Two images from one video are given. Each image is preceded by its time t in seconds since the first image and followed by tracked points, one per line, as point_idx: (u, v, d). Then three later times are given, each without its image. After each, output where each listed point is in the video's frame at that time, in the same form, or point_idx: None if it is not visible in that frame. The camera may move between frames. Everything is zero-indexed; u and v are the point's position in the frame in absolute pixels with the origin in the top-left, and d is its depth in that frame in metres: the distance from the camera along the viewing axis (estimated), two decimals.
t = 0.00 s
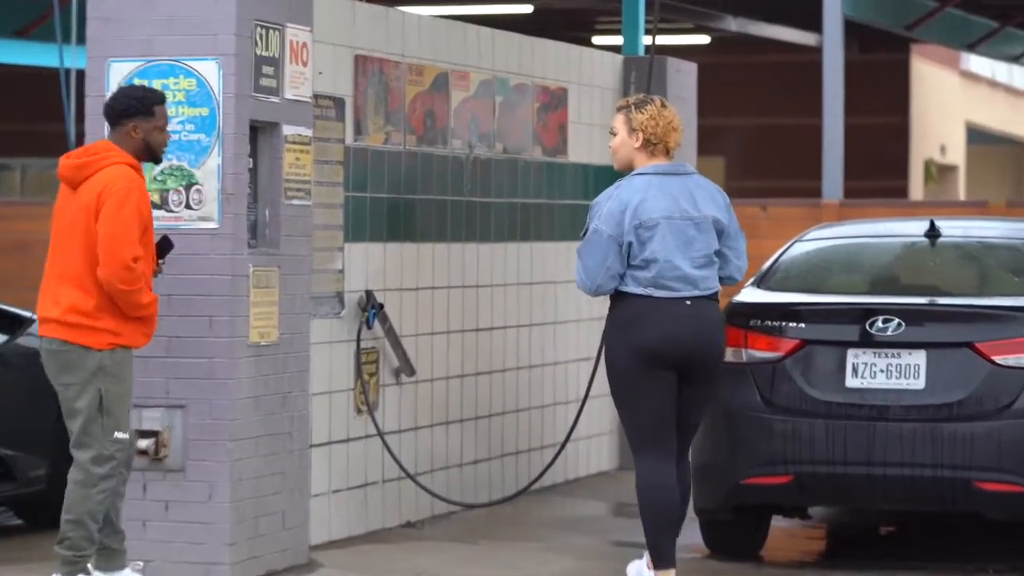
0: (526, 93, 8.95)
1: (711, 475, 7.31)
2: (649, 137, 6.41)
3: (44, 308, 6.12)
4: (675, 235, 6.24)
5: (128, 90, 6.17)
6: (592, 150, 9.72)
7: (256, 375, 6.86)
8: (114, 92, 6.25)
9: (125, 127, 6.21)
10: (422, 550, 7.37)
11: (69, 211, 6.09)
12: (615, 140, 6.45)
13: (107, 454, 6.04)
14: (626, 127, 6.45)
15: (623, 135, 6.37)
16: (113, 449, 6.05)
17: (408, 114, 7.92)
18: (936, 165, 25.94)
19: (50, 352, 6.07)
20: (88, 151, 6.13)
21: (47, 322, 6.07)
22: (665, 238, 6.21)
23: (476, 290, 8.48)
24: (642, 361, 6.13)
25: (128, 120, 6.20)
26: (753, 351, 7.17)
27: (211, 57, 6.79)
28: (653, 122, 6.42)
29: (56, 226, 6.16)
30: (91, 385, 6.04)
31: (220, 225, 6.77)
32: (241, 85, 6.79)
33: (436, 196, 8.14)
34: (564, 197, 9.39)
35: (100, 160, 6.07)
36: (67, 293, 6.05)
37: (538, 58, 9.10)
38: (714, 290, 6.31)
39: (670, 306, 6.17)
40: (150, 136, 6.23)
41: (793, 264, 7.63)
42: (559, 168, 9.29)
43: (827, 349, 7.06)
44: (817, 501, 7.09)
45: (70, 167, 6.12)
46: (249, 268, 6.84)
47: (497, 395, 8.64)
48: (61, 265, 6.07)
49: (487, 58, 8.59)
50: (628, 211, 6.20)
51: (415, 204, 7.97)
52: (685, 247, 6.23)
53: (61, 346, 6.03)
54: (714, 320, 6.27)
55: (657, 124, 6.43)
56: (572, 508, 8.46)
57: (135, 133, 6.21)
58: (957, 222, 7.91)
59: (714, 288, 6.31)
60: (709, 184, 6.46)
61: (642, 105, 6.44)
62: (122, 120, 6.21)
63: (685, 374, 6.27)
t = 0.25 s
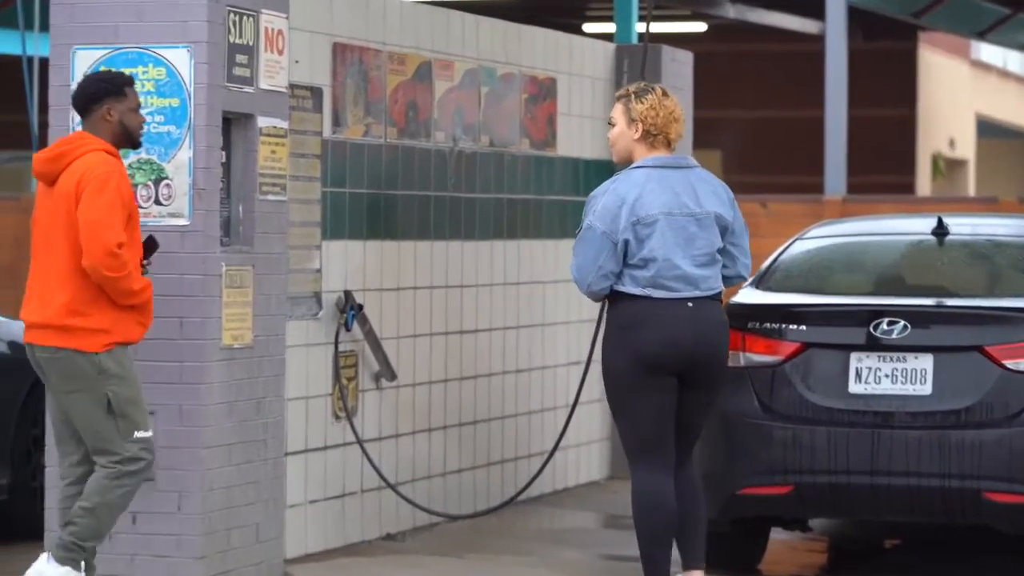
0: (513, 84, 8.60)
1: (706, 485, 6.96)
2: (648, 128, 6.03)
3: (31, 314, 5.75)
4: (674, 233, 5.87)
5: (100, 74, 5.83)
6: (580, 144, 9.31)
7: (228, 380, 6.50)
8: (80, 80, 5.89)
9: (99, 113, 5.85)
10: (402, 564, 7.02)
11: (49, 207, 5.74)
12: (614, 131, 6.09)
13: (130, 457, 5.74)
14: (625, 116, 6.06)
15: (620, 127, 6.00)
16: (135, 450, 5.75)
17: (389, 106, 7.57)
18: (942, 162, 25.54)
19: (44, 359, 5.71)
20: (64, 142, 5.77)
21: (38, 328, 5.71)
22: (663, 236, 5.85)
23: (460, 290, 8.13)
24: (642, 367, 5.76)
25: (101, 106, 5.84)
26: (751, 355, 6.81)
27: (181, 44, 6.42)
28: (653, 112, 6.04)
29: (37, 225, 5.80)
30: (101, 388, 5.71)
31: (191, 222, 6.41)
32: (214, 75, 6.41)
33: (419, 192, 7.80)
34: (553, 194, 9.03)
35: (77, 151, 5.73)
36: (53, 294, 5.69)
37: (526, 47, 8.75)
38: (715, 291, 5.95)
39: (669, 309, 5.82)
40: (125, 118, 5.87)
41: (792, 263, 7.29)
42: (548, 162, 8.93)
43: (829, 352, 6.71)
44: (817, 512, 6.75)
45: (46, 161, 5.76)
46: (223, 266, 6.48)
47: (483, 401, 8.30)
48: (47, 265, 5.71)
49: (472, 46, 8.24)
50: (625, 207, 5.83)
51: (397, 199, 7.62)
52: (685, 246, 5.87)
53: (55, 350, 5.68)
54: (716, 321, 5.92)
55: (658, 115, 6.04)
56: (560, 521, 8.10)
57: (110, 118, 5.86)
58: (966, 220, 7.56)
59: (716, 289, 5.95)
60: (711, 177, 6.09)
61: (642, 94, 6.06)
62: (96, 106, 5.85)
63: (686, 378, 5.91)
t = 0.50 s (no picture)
0: (496, 82, 8.57)
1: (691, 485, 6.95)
2: (645, 127, 6.02)
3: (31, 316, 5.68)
4: (673, 234, 5.88)
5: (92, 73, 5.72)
6: (563, 142, 9.28)
7: (211, 381, 6.45)
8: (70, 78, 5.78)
9: (91, 111, 5.75)
10: (385, 565, 6.99)
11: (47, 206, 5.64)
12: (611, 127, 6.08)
13: (150, 450, 5.68)
14: (621, 115, 6.06)
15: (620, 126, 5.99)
16: (155, 443, 5.69)
17: (371, 105, 7.54)
18: (929, 160, 25.49)
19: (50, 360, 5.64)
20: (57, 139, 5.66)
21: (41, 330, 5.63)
22: (663, 237, 5.85)
23: (443, 289, 8.10)
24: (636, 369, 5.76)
25: (93, 104, 5.75)
26: (735, 355, 6.79)
27: (162, 43, 6.38)
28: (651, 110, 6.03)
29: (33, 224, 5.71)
30: (115, 383, 5.65)
31: (173, 221, 6.37)
32: (195, 74, 6.37)
33: (402, 191, 7.77)
34: (535, 192, 8.99)
35: (71, 148, 5.62)
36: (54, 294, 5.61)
37: (509, 44, 8.72)
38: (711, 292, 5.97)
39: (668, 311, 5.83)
40: (117, 118, 5.79)
41: (776, 262, 7.27)
42: (531, 161, 8.89)
43: (813, 352, 6.68)
44: (801, 512, 6.74)
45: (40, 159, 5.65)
46: (204, 267, 6.42)
47: (466, 400, 8.28)
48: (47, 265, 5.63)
49: (454, 45, 8.20)
50: (626, 207, 5.83)
51: (379, 199, 7.59)
52: (684, 247, 5.88)
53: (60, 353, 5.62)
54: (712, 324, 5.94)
55: (656, 114, 6.03)
56: (544, 522, 8.07)
57: (102, 117, 5.76)
58: (951, 220, 7.54)
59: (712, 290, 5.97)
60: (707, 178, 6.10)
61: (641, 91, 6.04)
62: (87, 105, 5.75)
63: (682, 378, 5.92)
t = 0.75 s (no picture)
0: (488, 82, 8.56)
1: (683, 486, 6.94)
2: (661, 127, 6.02)
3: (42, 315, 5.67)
4: (689, 234, 5.90)
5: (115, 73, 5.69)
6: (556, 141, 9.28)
7: (202, 381, 6.44)
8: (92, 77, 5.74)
9: (114, 113, 5.72)
10: (376, 565, 6.99)
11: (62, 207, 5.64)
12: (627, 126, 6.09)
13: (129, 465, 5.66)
14: (638, 115, 6.07)
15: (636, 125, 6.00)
16: (137, 457, 5.68)
17: (363, 104, 7.53)
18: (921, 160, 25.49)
19: (55, 359, 5.62)
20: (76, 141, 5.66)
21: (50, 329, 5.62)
22: (680, 237, 5.88)
23: (435, 289, 8.09)
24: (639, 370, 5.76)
25: (117, 106, 5.72)
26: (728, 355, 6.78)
27: (154, 43, 6.37)
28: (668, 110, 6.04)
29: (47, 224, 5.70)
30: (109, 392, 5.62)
31: (165, 222, 6.36)
32: (187, 73, 6.36)
33: (394, 190, 7.76)
34: (528, 192, 8.99)
35: (90, 151, 5.61)
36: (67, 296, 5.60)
37: (501, 44, 8.71)
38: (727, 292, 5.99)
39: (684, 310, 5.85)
40: (139, 121, 5.77)
41: (769, 262, 7.27)
42: (523, 161, 8.90)
43: (806, 352, 6.68)
44: (794, 512, 6.73)
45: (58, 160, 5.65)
46: (196, 267, 6.40)
47: (458, 400, 8.28)
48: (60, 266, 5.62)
49: (446, 45, 8.19)
50: (643, 207, 5.85)
51: (371, 198, 7.59)
52: (700, 248, 5.90)
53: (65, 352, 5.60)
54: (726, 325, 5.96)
55: (672, 114, 6.04)
56: (535, 522, 8.07)
57: (124, 119, 5.74)
58: (944, 220, 7.53)
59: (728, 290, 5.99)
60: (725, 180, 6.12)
61: (658, 91, 6.05)
62: (111, 106, 5.71)
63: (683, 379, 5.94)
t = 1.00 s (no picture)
0: (462, 82, 8.56)
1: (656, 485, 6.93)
2: (663, 126, 5.93)
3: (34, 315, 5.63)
4: (693, 233, 5.83)
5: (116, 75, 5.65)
6: (530, 140, 9.28)
7: (175, 382, 6.44)
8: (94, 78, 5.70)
9: (115, 114, 5.68)
10: (348, 567, 7.00)
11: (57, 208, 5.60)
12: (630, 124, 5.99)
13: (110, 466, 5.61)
14: (641, 113, 5.98)
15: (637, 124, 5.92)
16: (117, 460, 5.63)
17: (336, 104, 7.52)
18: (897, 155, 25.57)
19: (46, 359, 5.60)
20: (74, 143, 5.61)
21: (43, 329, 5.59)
22: (684, 235, 5.80)
23: (408, 290, 8.09)
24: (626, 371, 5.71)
25: (119, 108, 5.68)
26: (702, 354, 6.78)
27: (128, 43, 6.33)
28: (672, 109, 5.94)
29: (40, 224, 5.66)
30: (97, 396, 5.58)
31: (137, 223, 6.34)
32: (160, 74, 6.34)
33: (367, 191, 7.76)
34: (502, 192, 8.99)
35: (87, 154, 5.57)
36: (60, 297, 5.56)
37: (474, 43, 8.71)
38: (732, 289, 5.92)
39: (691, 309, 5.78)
40: (140, 123, 5.73)
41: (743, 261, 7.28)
42: (497, 160, 8.90)
43: (780, 351, 6.69)
44: (767, 512, 6.70)
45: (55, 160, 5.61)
46: (168, 267, 6.40)
47: (432, 400, 8.28)
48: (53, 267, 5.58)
49: (420, 45, 8.19)
50: (646, 206, 5.77)
51: (345, 199, 7.59)
52: (705, 246, 5.82)
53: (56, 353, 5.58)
54: (732, 322, 5.88)
55: (676, 112, 5.95)
56: (508, 522, 8.09)
57: (125, 121, 5.70)
58: (918, 218, 7.54)
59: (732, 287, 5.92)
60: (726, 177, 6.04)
61: (661, 89, 5.95)
62: (114, 107, 5.68)
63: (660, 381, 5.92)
